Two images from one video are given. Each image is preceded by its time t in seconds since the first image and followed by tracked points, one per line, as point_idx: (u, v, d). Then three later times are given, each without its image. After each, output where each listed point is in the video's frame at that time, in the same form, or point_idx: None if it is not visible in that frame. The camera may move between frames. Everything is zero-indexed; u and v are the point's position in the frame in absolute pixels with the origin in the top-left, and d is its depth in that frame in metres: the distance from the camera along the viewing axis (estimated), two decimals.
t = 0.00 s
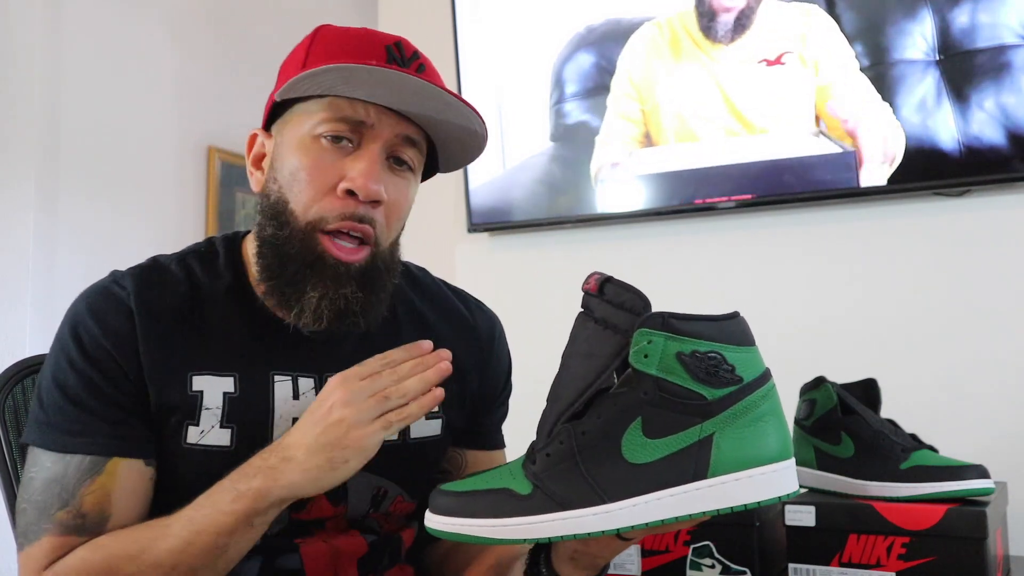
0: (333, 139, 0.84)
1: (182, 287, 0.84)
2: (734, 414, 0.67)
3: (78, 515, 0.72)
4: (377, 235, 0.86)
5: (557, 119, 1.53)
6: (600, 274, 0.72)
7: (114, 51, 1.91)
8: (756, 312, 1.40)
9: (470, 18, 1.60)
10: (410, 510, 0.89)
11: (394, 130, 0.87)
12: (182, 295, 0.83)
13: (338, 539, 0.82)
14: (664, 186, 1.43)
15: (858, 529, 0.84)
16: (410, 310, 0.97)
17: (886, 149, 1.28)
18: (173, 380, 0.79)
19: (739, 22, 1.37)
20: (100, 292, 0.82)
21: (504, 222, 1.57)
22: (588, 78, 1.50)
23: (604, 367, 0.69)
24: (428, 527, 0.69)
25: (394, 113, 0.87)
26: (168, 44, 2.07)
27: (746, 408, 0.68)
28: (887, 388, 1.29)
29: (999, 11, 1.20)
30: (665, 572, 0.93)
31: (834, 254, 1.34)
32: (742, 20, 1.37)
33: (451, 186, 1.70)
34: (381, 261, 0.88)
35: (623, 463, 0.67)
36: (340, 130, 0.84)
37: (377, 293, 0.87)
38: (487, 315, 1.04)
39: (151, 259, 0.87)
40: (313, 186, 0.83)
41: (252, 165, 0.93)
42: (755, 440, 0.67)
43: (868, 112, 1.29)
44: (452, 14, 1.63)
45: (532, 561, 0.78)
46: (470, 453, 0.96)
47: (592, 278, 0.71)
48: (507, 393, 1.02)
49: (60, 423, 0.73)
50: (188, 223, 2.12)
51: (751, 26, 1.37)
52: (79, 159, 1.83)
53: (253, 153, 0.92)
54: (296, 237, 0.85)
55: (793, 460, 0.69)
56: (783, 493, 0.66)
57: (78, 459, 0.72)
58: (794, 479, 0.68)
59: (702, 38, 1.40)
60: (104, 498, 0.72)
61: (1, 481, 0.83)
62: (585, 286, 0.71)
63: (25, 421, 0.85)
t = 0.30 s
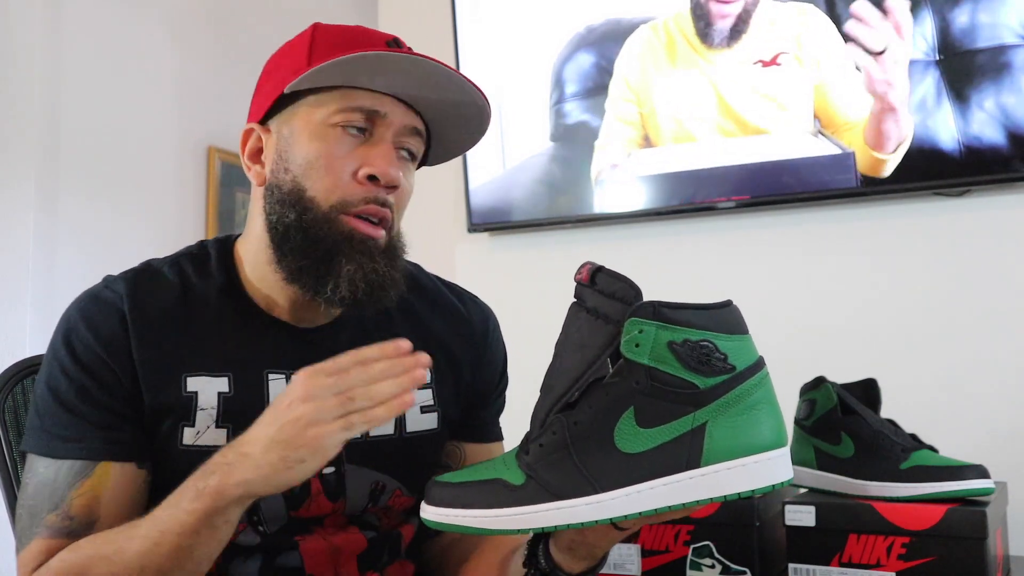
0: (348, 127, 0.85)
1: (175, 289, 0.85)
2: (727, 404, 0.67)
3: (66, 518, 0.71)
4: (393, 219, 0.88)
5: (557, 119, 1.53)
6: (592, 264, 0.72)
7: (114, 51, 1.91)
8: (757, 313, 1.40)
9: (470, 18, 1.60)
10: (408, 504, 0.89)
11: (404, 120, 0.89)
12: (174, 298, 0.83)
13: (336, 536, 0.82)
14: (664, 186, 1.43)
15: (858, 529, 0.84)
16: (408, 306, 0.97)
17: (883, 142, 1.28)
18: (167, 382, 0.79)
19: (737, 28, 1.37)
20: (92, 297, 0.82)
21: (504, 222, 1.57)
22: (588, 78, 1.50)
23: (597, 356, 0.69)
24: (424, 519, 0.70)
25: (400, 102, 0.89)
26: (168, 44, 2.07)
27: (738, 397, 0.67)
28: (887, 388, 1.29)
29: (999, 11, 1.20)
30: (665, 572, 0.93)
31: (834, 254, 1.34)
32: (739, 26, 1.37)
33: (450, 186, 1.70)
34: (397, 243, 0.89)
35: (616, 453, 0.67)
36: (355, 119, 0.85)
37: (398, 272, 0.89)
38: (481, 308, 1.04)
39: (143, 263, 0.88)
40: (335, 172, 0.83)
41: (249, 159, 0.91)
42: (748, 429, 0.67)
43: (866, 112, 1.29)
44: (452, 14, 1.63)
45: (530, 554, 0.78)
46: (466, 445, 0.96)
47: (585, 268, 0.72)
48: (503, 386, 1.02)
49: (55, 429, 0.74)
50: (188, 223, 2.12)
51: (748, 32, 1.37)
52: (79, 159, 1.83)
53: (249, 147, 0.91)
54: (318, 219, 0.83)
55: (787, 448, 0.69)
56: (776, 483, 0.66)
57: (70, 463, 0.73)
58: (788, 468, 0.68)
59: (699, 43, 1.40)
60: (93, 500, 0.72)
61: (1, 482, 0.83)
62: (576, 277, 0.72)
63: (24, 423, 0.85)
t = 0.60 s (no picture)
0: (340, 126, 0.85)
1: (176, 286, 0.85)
2: (729, 399, 0.67)
3: (55, 509, 0.70)
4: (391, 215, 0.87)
5: (557, 119, 1.53)
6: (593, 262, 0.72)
7: (114, 50, 1.91)
8: (757, 313, 1.40)
9: (470, 19, 1.60)
10: (408, 502, 0.89)
11: (395, 115, 0.89)
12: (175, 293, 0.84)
13: (337, 535, 0.82)
14: (664, 186, 1.44)
15: (858, 529, 0.84)
16: (406, 306, 0.96)
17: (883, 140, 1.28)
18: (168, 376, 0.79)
19: (730, 16, 1.37)
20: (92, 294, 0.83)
21: (503, 222, 1.57)
22: (588, 78, 1.50)
23: (599, 355, 0.69)
24: (428, 518, 0.71)
25: (390, 97, 0.89)
26: (168, 44, 2.07)
27: (740, 392, 0.68)
28: (888, 388, 1.29)
29: (999, 11, 1.20)
30: (665, 572, 0.93)
31: (835, 254, 1.34)
32: (733, 13, 1.37)
33: (450, 186, 1.70)
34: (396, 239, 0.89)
35: (620, 450, 0.67)
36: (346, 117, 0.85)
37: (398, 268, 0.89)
38: (478, 306, 1.03)
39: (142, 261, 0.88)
40: (330, 172, 0.83)
41: (243, 162, 0.90)
42: (751, 425, 0.67)
43: (868, 111, 1.29)
44: (452, 14, 1.63)
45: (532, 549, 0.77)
46: (466, 443, 0.96)
47: (586, 266, 0.71)
48: (501, 383, 1.02)
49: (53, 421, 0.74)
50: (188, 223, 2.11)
51: (743, 19, 1.37)
52: (79, 159, 1.83)
53: (243, 151, 0.90)
54: (315, 220, 0.83)
55: (790, 444, 0.69)
56: (779, 478, 0.66)
57: (62, 454, 0.72)
58: (790, 464, 0.68)
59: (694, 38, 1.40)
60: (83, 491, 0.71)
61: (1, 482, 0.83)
62: (577, 274, 0.71)
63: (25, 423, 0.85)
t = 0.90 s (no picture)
0: (314, 121, 0.85)
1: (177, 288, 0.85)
2: (724, 397, 0.67)
3: (59, 517, 0.70)
4: (371, 205, 0.87)
5: (557, 119, 1.53)
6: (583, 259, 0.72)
7: (114, 51, 1.91)
8: (757, 313, 1.40)
9: (470, 18, 1.60)
10: (408, 506, 0.89)
11: (371, 103, 0.88)
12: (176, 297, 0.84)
13: (336, 537, 0.82)
14: (664, 186, 1.44)
15: (858, 529, 0.84)
16: (405, 309, 0.96)
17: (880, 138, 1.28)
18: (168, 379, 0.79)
19: (726, 17, 1.37)
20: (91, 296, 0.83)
21: (503, 222, 1.57)
22: (588, 78, 1.50)
23: (593, 353, 0.69)
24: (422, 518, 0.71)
25: (367, 86, 0.88)
26: (168, 44, 2.07)
27: (735, 389, 0.68)
28: (887, 388, 1.29)
29: (999, 11, 1.20)
30: (665, 572, 0.93)
31: (834, 254, 1.34)
32: (728, 14, 1.37)
33: (450, 186, 1.70)
34: (381, 235, 0.90)
35: (616, 450, 0.67)
36: (320, 111, 0.85)
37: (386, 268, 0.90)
38: (479, 307, 1.03)
39: (143, 261, 0.88)
40: (304, 167, 0.84)
41: (237, 168, 0.93)
42: (747, 422, 0.67)
43: (867, 108, 1.29)
44: (452, 14, 1.63)
45: (530, 551, 0.77)
46: (466, 445, 0.96)
47: (579, 265, 0.70)
48: (502, 384, 1.02)
49: (54, 426, 0.74)
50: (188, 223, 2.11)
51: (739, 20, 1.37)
52: (79, 159, 1.83)
53: (238, 157, 0.93)
54: (293, 217, 0.85)
55: (785, 440, 0.69)
56: (774, 475, 0.66)
57: (65, 460, 0.72)
58: (786, 459, 0.68)
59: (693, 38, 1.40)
60: (86, 496, 0.71)
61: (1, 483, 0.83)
62: (569, 274, 0.71)
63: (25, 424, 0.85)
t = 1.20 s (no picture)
0: (238, 141, 0.86)
1: (185, 288, 0.86)
2: (723, 375, 0.69)
3: (77, 511, 0.69)
4: (310, 211, 0.85)
5: (557, 120, 1.53)
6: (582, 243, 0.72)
7: (114, 50, 1.91)
8: (757, 312, 1.40)
9: (470, 18, 1.60)
10: (412, 509, 0.89)
11: (284, 104, 0.86)
12: (185, 296, 0.85)
13: (341, 540, 0.82)
14: (664, 186, 1.44)
15: (858, 530, 0.84)
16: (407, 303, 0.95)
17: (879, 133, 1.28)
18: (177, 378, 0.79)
19: (712, 23, 1.39)
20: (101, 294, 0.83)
21: (503, 222, 1.57)
22: (588, 78, 1.50)
23: (593, 334, 0.69)
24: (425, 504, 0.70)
25: (277, 88, 0.86)
26: (169, 44, 2.07)
27: (734, 368, 0.69)
28: (888, 388, 1.29)
29: (999, 11, 1.20)
30: (665, 572, 0.92)
31: (835, 254, 1.34)
32: (714, 21, 1.39)
33: (450, 186, 1.70)
34: (330, 231, 0.87)
35: (618, 429, 0.68)
36: (239, 130, 0.86)
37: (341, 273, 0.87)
38: (487, 314, 1.03)
39: (151, 260, 0.89)
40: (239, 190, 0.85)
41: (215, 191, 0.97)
42: (746, 402, 0.69)
43: (868, 105, 1.29)
44: (452, 14, 1.63)
45: (532, 539, 0.77)
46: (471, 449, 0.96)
47: (580, 251, 0.71)
48: (508, 389, 1.02)
49: (66, 420, 0.73)
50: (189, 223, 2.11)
51: (724, 25, 1.38)
52: (79, 159, 1.82)
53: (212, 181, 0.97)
54: (242, 242, 0.85)
55: (784, 420, 0.71)
56: (774, 454, 0.67)
57: (84, 454, 0.71)
58: (786, 439, 0.69)
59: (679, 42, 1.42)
60: (105, 492, 0.70)
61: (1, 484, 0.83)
62: (569, 258, 0.71)
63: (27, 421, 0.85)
